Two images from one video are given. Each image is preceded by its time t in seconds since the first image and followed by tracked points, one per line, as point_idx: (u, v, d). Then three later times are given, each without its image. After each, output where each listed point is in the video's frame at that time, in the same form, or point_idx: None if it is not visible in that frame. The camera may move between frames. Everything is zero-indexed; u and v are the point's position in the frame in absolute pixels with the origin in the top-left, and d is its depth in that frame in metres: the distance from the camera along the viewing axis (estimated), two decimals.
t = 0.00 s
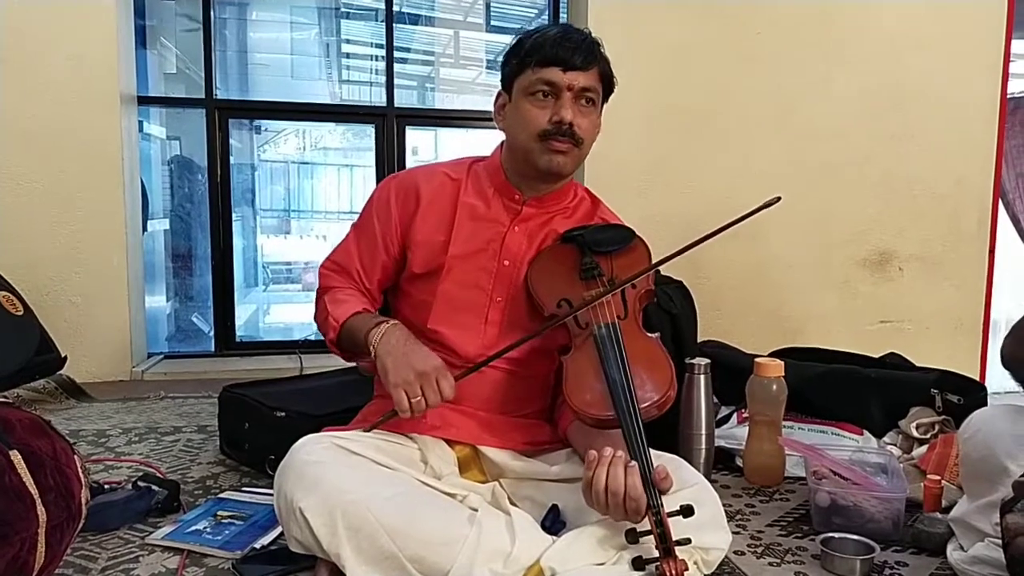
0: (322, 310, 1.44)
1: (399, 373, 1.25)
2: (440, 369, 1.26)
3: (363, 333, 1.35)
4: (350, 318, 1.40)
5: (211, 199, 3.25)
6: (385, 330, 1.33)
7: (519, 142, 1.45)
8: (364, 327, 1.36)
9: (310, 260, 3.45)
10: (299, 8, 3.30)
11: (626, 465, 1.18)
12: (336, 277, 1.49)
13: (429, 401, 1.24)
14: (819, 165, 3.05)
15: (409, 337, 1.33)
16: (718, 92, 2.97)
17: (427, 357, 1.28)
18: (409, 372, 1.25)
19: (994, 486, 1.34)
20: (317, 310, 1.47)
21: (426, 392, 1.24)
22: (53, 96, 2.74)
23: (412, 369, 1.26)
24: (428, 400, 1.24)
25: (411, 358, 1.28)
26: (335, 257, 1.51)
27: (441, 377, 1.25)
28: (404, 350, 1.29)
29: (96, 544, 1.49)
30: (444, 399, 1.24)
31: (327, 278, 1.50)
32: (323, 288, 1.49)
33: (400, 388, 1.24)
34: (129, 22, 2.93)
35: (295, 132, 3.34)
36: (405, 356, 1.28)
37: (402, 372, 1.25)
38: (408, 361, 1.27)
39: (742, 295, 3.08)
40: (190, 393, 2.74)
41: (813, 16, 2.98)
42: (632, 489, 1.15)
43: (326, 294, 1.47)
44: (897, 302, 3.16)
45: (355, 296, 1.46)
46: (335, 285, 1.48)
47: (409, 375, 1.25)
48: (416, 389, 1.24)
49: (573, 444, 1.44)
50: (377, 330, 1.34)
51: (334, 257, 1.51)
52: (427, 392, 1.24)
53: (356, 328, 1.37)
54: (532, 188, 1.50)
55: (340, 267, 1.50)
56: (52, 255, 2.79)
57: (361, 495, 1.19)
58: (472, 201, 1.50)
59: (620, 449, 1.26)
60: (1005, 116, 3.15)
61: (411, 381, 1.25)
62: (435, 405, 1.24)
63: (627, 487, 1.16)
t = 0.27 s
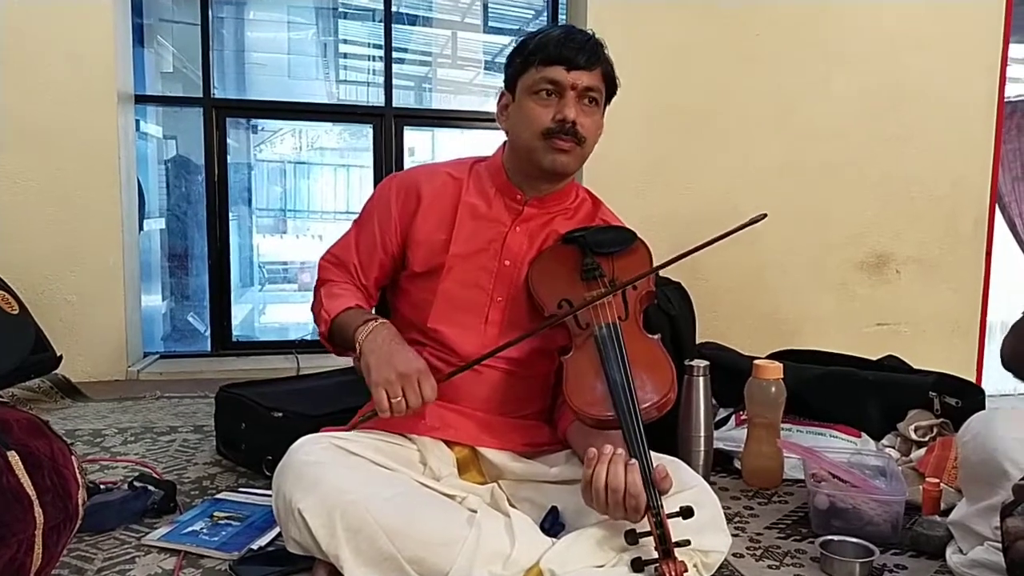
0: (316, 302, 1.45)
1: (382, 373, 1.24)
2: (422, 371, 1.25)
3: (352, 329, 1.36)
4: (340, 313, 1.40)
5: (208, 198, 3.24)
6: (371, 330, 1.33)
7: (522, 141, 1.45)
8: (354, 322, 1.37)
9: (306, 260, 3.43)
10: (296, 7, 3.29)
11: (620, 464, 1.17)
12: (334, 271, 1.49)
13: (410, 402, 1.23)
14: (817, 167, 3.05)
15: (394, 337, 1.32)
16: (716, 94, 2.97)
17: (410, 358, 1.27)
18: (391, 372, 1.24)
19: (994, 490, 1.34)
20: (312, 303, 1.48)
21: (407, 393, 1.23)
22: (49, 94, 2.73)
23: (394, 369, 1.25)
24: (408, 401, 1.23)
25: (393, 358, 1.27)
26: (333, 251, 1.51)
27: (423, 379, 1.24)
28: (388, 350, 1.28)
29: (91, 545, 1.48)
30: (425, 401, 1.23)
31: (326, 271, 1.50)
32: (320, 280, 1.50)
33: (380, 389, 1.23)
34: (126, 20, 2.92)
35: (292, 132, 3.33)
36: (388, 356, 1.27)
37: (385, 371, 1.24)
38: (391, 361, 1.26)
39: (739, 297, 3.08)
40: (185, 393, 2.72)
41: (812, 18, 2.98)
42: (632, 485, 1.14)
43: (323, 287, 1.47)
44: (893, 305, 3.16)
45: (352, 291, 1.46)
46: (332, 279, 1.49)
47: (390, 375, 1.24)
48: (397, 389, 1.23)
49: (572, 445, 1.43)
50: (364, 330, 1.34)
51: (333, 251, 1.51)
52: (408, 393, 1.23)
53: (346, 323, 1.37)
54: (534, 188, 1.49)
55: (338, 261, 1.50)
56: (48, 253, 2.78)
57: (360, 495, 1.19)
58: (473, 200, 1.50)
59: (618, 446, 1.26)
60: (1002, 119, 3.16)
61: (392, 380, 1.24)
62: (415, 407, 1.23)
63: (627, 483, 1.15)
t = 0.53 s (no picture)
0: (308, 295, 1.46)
1: (362, 368, 1.24)
2: (403, 369, 1.25)
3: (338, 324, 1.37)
4: (328, 305, 1.42)
5: (202, 196, 3.23)
6: (357, 328, 1.34)
7: (520, 135, 1.44)
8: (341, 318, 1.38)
9: (301, 257, 3.41)
10: (290, 4, 3.27)
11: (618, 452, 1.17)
12: (327, 265, 1.50)
13: (389, 398, 1.22)
14: (813, 162, 3.05)
15: (378, 335, 1.32)
16: (712, 89, 2.97)
17: (393, 356, 1.27)
18: (372, 368, 1.24)
19: (992, 482, 1.34)
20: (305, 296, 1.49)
21: (387, 390, 1.22)
22: (42, 90, 2.71)
23: (375, 365, 1.25)
24: (388, 397, 1.22)
25: (376, 354, 1.27)
26: (329, 242, 1.52)
27: (403, 376, 1.23)
28: (371, 347, 1.28)
29: (88, 544, 1.47)
30: (405, 398, 1.22)
31: (320, 263, 1.51)
32: (314, 272, 1.51)
33: (359, 383, 1.23)
34: (119, 17, 2.90)
35: (285, 129, 3.31)
36: (370, 353, 1.27)
37: (366, 366, 1.24)
38: (372, 358, 1.26)
39: (736, 292, 3.07)
40: (181, 391, 2.71)
41: (807, 13, 2.98)
42: (631, 478, 1.14)
43: (315, 278, 1.48)
44: (890, 299, 3.17)
45: (344, 284, 1.47)
46: (326, 271, 1.50)
47: (371, 370, 1.24)
48: (377, 385, 1.22)
49: (570, 441, 1.42)
50: (350, 327, 1.35)
51: (328, 243, 1.52)
52: (387, 389, 1.22)
53: (333, 317, 1.39)
54: (531, 183, 1.49)
55: (333, 253, 1.51)
56: (42, 251, 2.76)
57: (359, 493, 1.18)
58: (470, 195, 1.49)
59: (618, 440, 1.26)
60: (997, 113, 3.16)
61: (372, 376, 1.23)
62: (394, 405, 1.22)
63: (626, 475, 1.14)
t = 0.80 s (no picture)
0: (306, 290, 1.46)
1: (351, 365, 1.24)
2: (391, 368, 1.24)
3: (331, 320, 1.37)
4: (324, 300, 1.42)
5: (203, 192, 3.23)
6: (348, 325, 1.34)
7: (518, 134, 1.44)
8: (334, 314, 1.38)
9: (301, 254, 3.40)
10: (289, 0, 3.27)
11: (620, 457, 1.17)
12: (326, 260, 1.50)
13: (376, 397, 1.21)
14: (814, 159, 3.05)
15: (369, 333, 1.32)
16: (714, 86, 2.97)
17: (381, 355, 1.26)
18: (359, 366, 1.24)
19: (997, 480, 1.34)
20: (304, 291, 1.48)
21: (375, 388, 1.21)
22: (42, 87, 2.70)
23: (363, 363, 1.24)
24: (375, 397, 1.21)
25: (365, 353, 1.26)
26: (329, 236, 1.52)
27: (390, 376, 1.23)
28: (360, 345, 1.28)
29: (91, 541, 1.47)
30: (392, 397, 1.22)
31: (320, 257, 1.51)
32: (313, 266, 1.51)
33: (346, 380, 1.22)
34: (119, 13, 2.89)
35: (285, 126, 3.30)
36: (359, 351, 1.27)
37: (355, 364, 1.24)
38: (360, 356, 1.25)
39: (737, 289, 3.07)
40: (182, 388, 2.71)
41: (809, 10, 2.97)
42: (632, 483, 1.14)
43: (315, 272, 1.48)
44: (891, 296, 3.16)
45: (342, 280, 1.47)
46: (326, 265, 1.50)
47: (359, 368, 1.23)
48: (364, 383, 1.22)
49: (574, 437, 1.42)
50: (341, 323, 1.35)
51: (328, 237, 1.52)
52: (375, 387, 1.22)
53: (326, 313, 1.39)
54: (532, 180, 1.48)
55: (332, 247, 1.51)
56: (42, 248, 2.76)
57: (362, 489, 1.18)
58: (470, 192, 1.49)
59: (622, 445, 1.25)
60: (999, 111, 3.16)
61: (359, 375, 1.22)
62: (382, 404, 1.22)
63: (626, 480, 1.15)
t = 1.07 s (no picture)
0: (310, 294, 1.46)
1: (346, 371, 1.24)
2: (386, 375, 1.24)
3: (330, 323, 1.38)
4: (325, 303, 1.42)
5: (207, 196, 3.23)
6: (344, 329, 1.34)
7: (518, 143, 1.45)
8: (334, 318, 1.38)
9: (305, 258, 3.42)
10: (293, 4, 3.27)
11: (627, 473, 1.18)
12: (330, 264, 1.51)
13: (370, 403, 1.22)
14: (818, 163, 3.05)
15: (365, 338, 1.32)
16: (718, 89, 2.97)
17: (376, 361, 1.26)
18: (354, 372, 1.24)
19: (1004, 485, 1.34)
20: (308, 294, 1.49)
21: (369, 395, 1.22)
22: (48, 92, 2.71)
23: (357, 369, 1.24)
24: (369, 403, 1.22)
25: (359, 358, 1.26)
26: (334, 239, 1.53)
27: (385, 383, 1.23)
28: (356, 350, 1.28)
29: (98, 545, 1.47)
30: (387, 404, 1.22)
31: (324, 259, 1.52)
32: (318, 268, 1.51)
33: (342, 386, 1.22)
34: (124, 17, 2.90)
35: (289, 130, 3.31)
36: (355, 356, 1.27)
37: (350, 369, 1.24)
38: (355, 362, 1.25)
39: (741, 292, 3.07)
40: (187, 391, 2.71)
41: (813, 13, 2.97)
42: (638, 496, 1.16)
43: (319, 275, 1.49)
44: (894, 300, 3.16)
45: (346, 283, 1.47)
46: (330, 268, 1.50)
47: (353, 374, 1.23)
48: (358, 389, 1.22)
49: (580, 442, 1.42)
50: (338, 327, 1.35)
51: (333, 239, 1.53)
52: (369, 393, 1.22)
53: (327, 316, 1.39)
54: (535, 185, 1.48)
55: (337, 250, 1.51)
56: (47, 252, 2.76)
57: (368, 493, 1.18)
58: (474, 196, 1.50)
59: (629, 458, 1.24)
60: (1003, 114, 3.16)
61: (354, 381, 1.23)
62: (377, 410, 1.23)
63: (634, 495, 1.16)
